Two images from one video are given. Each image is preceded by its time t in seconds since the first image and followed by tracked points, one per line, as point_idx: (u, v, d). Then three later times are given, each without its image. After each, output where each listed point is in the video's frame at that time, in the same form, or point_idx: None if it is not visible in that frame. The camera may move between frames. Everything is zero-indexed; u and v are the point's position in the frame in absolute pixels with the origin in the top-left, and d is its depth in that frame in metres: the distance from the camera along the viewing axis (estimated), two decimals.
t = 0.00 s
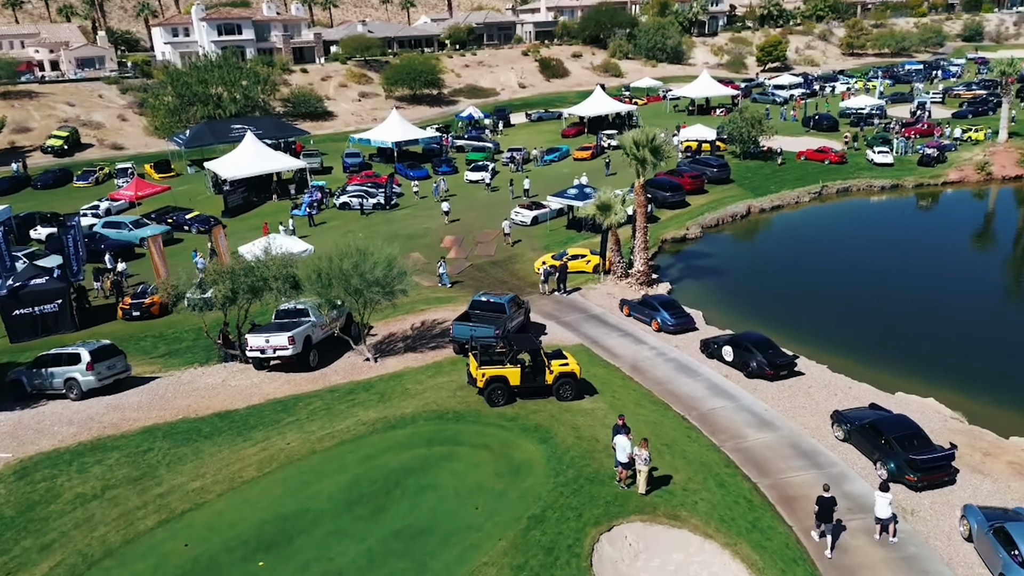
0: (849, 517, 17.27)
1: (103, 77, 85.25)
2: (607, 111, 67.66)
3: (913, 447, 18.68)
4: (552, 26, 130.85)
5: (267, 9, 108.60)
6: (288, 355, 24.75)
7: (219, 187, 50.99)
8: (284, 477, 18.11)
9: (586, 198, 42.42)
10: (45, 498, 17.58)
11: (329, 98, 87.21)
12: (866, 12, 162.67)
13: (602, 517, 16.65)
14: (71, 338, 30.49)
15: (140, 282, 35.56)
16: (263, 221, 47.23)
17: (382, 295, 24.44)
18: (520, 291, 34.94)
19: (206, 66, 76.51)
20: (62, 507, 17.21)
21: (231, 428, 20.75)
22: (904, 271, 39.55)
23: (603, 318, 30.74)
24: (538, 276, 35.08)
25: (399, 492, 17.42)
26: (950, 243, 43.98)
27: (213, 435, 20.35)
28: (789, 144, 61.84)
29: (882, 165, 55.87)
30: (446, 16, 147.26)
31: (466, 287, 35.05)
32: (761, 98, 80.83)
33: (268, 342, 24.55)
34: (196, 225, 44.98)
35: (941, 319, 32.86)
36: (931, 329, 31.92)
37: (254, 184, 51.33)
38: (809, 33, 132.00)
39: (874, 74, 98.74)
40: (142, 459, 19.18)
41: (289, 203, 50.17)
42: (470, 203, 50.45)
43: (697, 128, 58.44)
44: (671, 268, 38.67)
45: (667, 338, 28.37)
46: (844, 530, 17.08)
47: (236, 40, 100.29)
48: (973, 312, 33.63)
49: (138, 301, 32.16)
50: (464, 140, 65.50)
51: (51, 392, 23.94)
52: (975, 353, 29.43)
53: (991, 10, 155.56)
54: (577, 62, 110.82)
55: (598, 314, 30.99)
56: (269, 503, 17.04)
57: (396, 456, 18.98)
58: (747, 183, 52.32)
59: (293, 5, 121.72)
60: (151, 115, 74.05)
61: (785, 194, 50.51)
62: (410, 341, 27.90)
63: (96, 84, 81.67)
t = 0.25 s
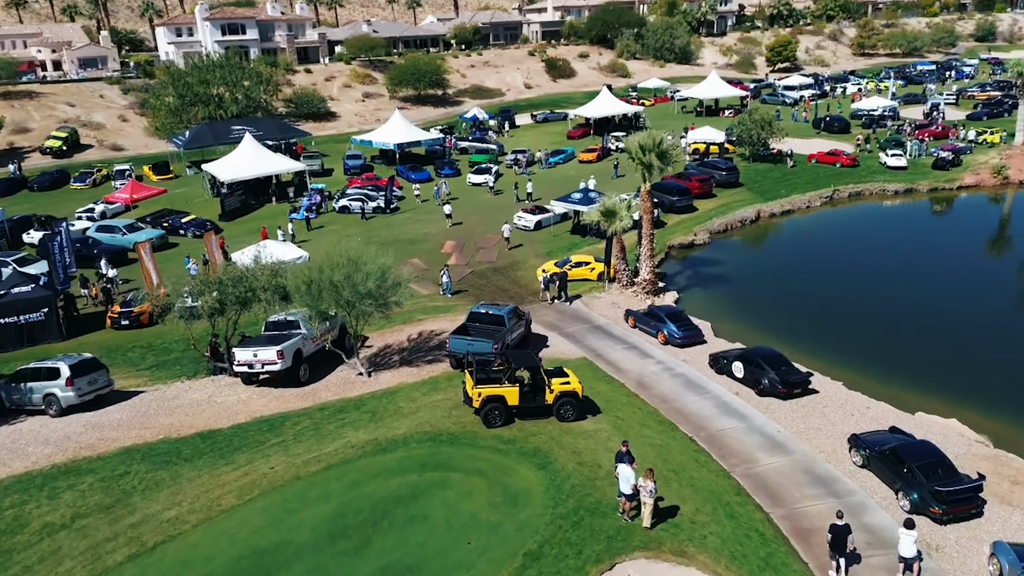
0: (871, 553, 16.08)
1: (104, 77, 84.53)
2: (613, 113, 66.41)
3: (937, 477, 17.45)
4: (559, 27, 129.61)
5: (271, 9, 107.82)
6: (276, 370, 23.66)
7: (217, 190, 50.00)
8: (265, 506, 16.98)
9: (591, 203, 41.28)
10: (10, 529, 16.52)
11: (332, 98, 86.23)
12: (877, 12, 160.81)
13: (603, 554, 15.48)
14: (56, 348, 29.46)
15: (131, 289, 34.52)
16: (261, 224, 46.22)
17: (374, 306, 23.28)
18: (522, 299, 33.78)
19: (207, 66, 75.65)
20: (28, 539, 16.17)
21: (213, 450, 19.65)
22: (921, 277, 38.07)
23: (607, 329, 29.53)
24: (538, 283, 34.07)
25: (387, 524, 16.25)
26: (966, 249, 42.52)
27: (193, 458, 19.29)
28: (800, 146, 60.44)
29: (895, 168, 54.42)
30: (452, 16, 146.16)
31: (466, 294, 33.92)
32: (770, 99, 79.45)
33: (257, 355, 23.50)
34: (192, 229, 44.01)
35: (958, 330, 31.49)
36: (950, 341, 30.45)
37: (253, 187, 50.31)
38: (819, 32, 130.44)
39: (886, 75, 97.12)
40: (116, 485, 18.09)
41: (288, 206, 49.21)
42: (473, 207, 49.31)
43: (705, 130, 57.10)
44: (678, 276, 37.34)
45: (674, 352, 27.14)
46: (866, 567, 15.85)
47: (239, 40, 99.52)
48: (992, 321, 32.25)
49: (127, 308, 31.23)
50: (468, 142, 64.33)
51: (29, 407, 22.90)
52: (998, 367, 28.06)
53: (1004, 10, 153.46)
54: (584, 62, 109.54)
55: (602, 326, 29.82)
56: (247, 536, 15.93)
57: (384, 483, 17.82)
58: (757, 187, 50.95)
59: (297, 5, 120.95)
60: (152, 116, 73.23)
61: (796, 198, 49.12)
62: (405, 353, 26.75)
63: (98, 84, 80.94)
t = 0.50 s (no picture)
0: None
1: (103, 77, 83.60)
2: (618, 114, 65.06)
3: (964, 514, 16.13)
4: (564, 27, 128.36)
5: (272, 8, 106.79)
6: (259, 389, 22.44)
7: (211, 194, 48.86)
8: (237, 543, 15.76)
9: (594, 208, 39.96)
10: None
11: (332, 99, 85.14)
12: (885, 11, 159.04)
13: None
14: (35, 361, 28.35)
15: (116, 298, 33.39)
16: (256, 229, 45.07)
17: (361, 323, 22.04)
18: (522, 310, 32.50)
19: (206, 67, 74.58)
20: None
21: (186, 478, 18.45)
22: (936, 285, 36.55)
23: (609, 343, 28.24)
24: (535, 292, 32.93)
25: (367, 566, 15.00)
26: (983, 255, 41.02)
27: (165, 486, 18.10)
28: (809, 149, 59.02)
29: (907, 172, 52.96)
30: (456, 16, 144.99)
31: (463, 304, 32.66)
32: (778, 100, 78.03)
33: (238, 374, 22.26)
34: (184, 234, 42.87)
35: (979, 342, 30.00)
36: (970, 355, 28.96)
37: (248, 190, 49.16)
38: (827, 33, 128.87)
39: (896, 76, 95.56)
40: (80, 518, 16.92)
41: (284, 211, 48.08)
42: (473, 211, 48.08)
43: (712, 132, 55.72)
44: (683, 284, 35.95)
45: (679, 368, 25.80)
46: None
47: (240, 40, 98.53)
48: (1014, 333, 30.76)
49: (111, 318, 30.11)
50: (469, 144, 63.06)
51: None
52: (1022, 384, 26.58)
53: (1015, 10, 151.61)
54: (589, 62, 108.18)
55: (604, 339, 28.51)
56: None
57: (367, 517, 16.57)
58: (765, 191, 49.59)
59: (299, 5, 119.97)
60: (149, 117, 72.25)
61: (805, 203, 47.70)
62: (397, 369, 25.52)
63: (96, 85, 79.96)
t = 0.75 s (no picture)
0: None
1: (99, 78, 82.70)
2: (620, 115, 63.94)
3: (989, 550, 15.06)
4: (565, 26, 127.32)
5: (271, 8, 105.84)
6: (242, 407, 21.35)
7: (204, 198, 47.82)
8: None
9: (595, 213, 38.83)
10: None
11: (331, 100, 84.15)
12: (890, 11, 157.74)
13: None
14: (13, 374, 27.34)
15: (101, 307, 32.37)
16: (249, 234, 44.02)
17: (350, 337, 21.01)
18: (520, 319, 31.35)
19: (202, 67, 73.56)
20: None
21: (159, 507, 17.41)
22: (948, 291, 35.36)
23: (609, 356, 27.17)
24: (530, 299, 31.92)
25: None
26: (996, 261, 39.75)
27: (137, 516, 17.09)
28: (816, 151, 57.84)
29: (916, 175, 51.77)
30: (457, 16, 143.98)
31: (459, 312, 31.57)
32: (783, 101, 76.87)
33: (219, 391, 21.15)
34: (174, 239, 41.82)
35: (996, 352, 28.76)
36: (986, 367, 27.74)
37: (241, 194, 48.11)
38: (831, 32, 127.66)
39: (902, 76, 94.33)
40: (43, 553, 15.89)
41: (278, 215, 47.08)
42: (471, 215, 47.02)
43: (716, 134, 54.56)
44: (686, 293, 34.80)
45: (683, 384, 24.65)
46: None
47: (238, 41, 97.59)
48: None
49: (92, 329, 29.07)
50: (468, 146, 61.96)
51: None
52: None
53: (1021, 9, 150.22)
54: (591, 62, 107.04)
55: (604, 352, 27.36)
56: None
57: (349, 552, 15.51)
58: (771, 195, 48.44)
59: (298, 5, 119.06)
60: (144, 119, 71.32)
61: (811, 207, 46.53)
62: (388, 385, 24.44)
63: (92, 85, 79.02)
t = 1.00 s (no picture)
0: None
1: (94, 79, 81.61)
2: (621, 117, 62.70)
3: None
4: (567, 26, 126.18)
5: (269, 7, 104.73)
6: (220, 430, 20.15)
7: (195, 202, 46.65)
8: None
9: (596, 219, 37.60)
10: None
11: (329, 101, 83.04)
12: (894, 11, 156.40)
13: None
14: None
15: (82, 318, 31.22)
16: (240, 240, 42.85)
17: (334, 357, 19.84)
18: (516, 330, 30.14)
19: (198, 68, 72.42)
20: None
21: (126, 543, 16.26)
22: (961, 297, 34.09)
23: (609, 371, 25.96)
24: (527, 309, 30.69)
25: None
26: (1011, 266, 38.37)
27: (101, 554, 15.95)
28: (822, 153, 56.54)
29: (925, 178, 50.47)
30: (458, 16, 142.93)
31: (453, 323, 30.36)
32: (787, 102, 75.62)
33: (196, 412, 19.96)
34: (162, 245, 40.63)
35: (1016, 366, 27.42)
36: (1006, 381, 26.39)
37: (233, 198, 46.95)
38: (835, 32, 126.41)
39: (908, 76, 93.03)
40: None
41: (270, 219, 45.95)
42: (468, 220, 45.81)
43: (720, 136, 53.29)
44: (690, 303, 33.55)
45: (687, 403, 23.42)
46: None
47: (235, 41, 96.49)
48: None
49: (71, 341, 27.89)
50: (466, 148, 60.74)
51: None
52: None
53: None
54: (592, 63, 105.79)
55: (605, 368, 26.11)
56: None
57: None
58: (776, 199, 47.16)
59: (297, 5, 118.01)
60: (138, 120, 70.24)
61: (818, 212, 45.22)
62: (375, 403, 23.24)
63: (86, 86, 77.91)
